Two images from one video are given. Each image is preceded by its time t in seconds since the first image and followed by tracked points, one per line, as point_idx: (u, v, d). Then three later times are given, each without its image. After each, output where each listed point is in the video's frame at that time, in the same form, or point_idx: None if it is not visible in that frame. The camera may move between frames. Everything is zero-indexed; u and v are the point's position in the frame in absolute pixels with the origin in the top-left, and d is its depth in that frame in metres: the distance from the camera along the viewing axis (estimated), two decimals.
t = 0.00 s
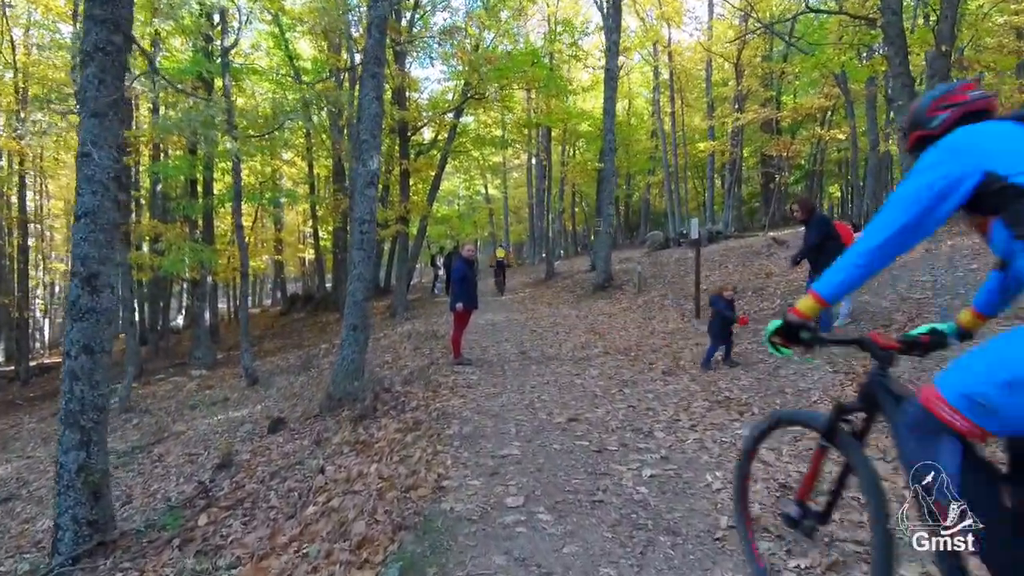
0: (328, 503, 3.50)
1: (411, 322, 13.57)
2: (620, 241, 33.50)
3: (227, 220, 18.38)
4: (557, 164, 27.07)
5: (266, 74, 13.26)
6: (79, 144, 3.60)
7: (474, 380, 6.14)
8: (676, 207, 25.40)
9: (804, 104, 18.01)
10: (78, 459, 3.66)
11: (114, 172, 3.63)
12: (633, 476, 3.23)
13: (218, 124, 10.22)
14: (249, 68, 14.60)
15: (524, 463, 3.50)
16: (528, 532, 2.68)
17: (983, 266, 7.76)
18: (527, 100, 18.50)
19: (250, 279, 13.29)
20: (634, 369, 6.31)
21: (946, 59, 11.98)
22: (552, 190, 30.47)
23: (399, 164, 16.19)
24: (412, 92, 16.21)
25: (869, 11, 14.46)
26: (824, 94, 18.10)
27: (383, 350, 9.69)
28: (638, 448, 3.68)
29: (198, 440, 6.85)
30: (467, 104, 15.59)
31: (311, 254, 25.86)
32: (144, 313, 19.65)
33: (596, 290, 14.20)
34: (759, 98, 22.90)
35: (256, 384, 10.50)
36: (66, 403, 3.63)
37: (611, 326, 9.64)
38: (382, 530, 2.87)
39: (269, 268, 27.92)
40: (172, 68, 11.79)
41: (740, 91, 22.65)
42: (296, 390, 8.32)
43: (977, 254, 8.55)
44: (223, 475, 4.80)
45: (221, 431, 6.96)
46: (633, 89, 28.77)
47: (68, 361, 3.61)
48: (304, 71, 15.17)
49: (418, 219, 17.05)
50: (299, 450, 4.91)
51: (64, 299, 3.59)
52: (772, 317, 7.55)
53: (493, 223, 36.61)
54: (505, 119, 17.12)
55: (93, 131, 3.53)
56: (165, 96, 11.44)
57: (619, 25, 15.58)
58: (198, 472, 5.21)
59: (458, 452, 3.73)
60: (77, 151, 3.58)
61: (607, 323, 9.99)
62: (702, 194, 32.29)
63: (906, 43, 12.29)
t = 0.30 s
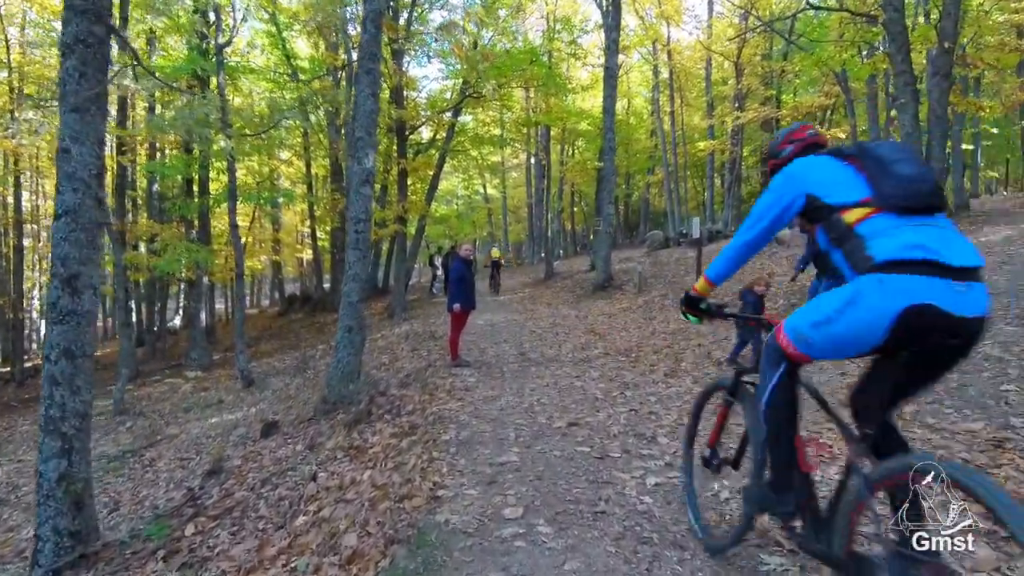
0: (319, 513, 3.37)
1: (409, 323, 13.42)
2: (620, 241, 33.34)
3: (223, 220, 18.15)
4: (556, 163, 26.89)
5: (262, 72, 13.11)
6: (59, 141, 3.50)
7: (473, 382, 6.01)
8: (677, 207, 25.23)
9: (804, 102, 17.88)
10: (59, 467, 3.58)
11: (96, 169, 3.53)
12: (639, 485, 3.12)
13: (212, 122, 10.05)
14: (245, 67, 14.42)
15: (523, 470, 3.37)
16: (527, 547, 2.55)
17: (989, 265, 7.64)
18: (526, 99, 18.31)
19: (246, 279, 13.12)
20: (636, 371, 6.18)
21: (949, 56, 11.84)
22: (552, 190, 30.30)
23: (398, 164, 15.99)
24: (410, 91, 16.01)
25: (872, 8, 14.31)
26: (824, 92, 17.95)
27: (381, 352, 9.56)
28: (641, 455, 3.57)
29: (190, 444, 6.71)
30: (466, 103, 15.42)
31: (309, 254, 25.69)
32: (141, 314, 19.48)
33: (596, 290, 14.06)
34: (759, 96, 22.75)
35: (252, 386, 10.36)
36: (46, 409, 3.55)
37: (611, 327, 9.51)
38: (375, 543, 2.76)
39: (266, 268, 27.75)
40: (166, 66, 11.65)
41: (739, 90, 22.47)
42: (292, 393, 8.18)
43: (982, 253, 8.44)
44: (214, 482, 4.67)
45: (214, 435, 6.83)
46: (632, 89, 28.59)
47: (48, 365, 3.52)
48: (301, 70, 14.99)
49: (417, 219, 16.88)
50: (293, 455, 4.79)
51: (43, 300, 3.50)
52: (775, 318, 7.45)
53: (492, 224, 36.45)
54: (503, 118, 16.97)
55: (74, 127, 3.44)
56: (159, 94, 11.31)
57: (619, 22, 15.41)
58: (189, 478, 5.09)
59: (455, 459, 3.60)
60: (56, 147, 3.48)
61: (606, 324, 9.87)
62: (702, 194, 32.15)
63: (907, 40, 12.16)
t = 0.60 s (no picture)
0: (304, 524, 3.25)
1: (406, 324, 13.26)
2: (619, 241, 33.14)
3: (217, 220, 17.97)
4: (555, 163, 26.71)
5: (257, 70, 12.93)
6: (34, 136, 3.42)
7: (468, 384, 5.88)
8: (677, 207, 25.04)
9: (804, 100, 17.74)
10: (33, 476, 3.49)
11: (72, 165, 3.46)
12: (639, 495, 2.98)
13: (204, 119, 9.89)
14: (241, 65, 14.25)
15: (519, 478, 3.23)
16: (520, 563, 2.42)
17: (994, 264, 7.51)
18: (525, 97, 18.13)
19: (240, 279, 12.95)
20: (636, 373, 6.04)
21: (951, 52, 11.70)
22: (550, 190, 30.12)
23: (395, 162, 15.80)
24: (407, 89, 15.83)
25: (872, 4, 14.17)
26: (825, 90, 17.80)
27: (377, 353, 9.41)
28: (642, 462, 3.43)
29: (180, 448, 6.57)
30: (463, 101, 15.24)
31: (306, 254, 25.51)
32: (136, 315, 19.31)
33: (595, 290, 13.91)
34: (758, 95, 22.59)
35: (246, 387, 10.21)
36: (20, 415, 3.46)
37: (611, 327, 9.37)
38: (359, 558, 2.63)
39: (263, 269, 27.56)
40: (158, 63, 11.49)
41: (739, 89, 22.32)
42: (285, 395, 8.05)
43: (987, 252, 8.30)
44: (200, 489, 4.54)
45: (205, 439, 6.69)
46: (631, 87, 28.43)
47: (21, 368, 3.44)
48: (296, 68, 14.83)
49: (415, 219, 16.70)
50: (282, 460, 4.66)
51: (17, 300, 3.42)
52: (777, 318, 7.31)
53: (491, 224, 36.28)
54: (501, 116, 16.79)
55: (49, 121, 3.37)
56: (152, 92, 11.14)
57: (618, 19, 15.22)
58: (176, 484, 4.96)
59: (448, 466, 3.46)
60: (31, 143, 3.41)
61: (606, 324, 9.74)
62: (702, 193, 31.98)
63: (909, 37, 12.01)
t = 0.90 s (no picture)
0: (293, 533, 3.12)
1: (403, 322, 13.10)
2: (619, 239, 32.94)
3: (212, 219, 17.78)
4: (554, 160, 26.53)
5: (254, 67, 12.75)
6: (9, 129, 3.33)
7: (466, 384, 5.74)
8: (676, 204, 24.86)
9: (804, 96, 17.57)
10: (9, 484, 3.39)
11: (48, 159, 3.38)
12: (642, 502, 2.85)
13: (197, 115, 9.72)
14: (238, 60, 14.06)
15: (516, 485, 3.10)
16: None
17: (1001, 260, 7.38)
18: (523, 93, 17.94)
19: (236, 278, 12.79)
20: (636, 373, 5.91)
21: (955, 45, 11.54)
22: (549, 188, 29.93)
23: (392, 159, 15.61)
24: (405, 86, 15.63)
25: None
26: (825, 86, 17.62)
27: (373, 353, 9.27)
28: (644, 467, 3.29)
29: (171, 450, 6.44)
30: (461, 97, 15.05)
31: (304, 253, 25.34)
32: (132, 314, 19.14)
33: (594, 287, 13.76)
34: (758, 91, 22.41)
35: (241, 387, 10.06)
36: None
37: (611, 325, 9.24)
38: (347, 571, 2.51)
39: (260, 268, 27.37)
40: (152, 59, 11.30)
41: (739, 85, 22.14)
42: (279, 396, 7.90)
43: (993, 248, 8.17)
44: (188, 493, 4.41)
45: (196, 440, 6.55)
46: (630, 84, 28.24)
47: None
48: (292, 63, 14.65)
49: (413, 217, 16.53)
50: (274, 463, 4.54)
51: None
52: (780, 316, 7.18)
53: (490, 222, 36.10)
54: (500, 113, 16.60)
55: (24, 114, 3.29)
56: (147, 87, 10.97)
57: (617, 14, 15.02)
58: (164, 488, 4.84)
59: (443, 471, 3.33)
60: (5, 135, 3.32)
61: (605, 322, 9.60)
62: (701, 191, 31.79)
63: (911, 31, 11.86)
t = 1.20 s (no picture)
0: (284, 545, 2.96)
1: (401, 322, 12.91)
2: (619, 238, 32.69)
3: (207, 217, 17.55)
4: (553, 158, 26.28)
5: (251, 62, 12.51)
6: None
7: (465, 386, 5.57)
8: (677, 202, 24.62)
9: (807, 92, 17.33)
10: None
11: (23, 151, 3.23)
12: (654, 515, 2.68)
13: (191, 111, 9.49)
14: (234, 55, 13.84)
15: (519, 495, 2.94)
16: None
17: (1012, 258, 7.20)
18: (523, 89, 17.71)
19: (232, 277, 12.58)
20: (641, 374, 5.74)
21: (962, 39, 11.35)
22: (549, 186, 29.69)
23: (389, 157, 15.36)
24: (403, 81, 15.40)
25: None
26: (829, 83, 17.39)
27: (370, 353, 9.10)
28: (654, 476, 3.12)
29: (163, 453, 6.27)
30: (460, 93, 14.83)
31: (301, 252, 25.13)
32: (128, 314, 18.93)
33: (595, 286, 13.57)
34: (759, 88, 22.17)
35: (235, 388, 9.87)
36: None
37: (613, 324, 9.06)
38: None
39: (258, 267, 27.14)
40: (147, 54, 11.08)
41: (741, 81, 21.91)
42: (274, 397, 7.72)
43: (1003, 245, 7.99)
44: (177, 500, 4.25)
45: (188, 443, 6.38)
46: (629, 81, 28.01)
47: None
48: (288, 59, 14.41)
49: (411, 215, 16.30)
50: (267, 468, 4.38)
51: None
52: (787, 315, 7.01)
53: (489, 220, 35.86)
54: (499, 110, 16.37)
55: None
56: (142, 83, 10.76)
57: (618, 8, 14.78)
58: (153, 494, 4.68)
59: (443, 479, 3.17)
60: None
61: (607, 322, 9.41)
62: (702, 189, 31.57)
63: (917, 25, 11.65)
